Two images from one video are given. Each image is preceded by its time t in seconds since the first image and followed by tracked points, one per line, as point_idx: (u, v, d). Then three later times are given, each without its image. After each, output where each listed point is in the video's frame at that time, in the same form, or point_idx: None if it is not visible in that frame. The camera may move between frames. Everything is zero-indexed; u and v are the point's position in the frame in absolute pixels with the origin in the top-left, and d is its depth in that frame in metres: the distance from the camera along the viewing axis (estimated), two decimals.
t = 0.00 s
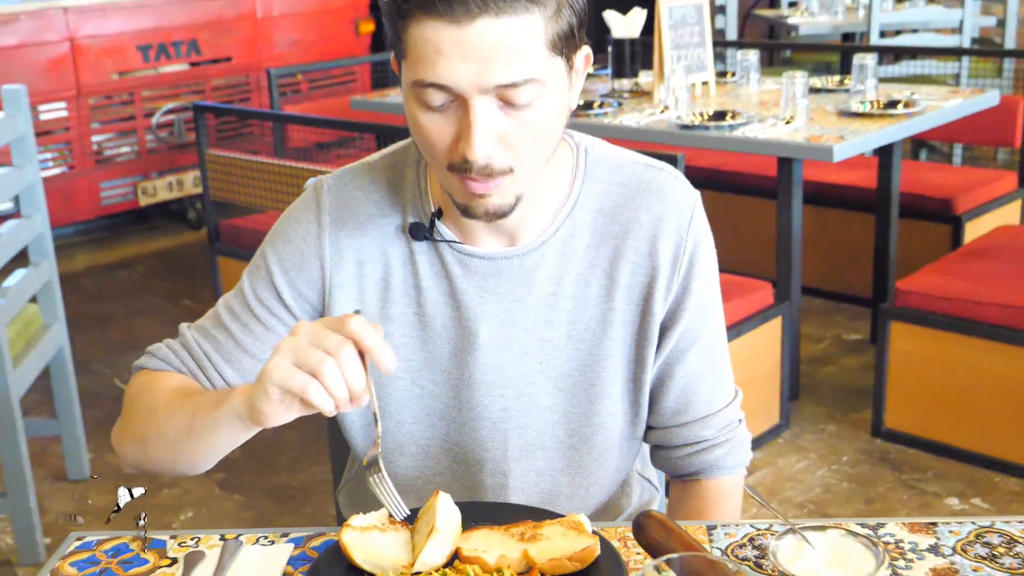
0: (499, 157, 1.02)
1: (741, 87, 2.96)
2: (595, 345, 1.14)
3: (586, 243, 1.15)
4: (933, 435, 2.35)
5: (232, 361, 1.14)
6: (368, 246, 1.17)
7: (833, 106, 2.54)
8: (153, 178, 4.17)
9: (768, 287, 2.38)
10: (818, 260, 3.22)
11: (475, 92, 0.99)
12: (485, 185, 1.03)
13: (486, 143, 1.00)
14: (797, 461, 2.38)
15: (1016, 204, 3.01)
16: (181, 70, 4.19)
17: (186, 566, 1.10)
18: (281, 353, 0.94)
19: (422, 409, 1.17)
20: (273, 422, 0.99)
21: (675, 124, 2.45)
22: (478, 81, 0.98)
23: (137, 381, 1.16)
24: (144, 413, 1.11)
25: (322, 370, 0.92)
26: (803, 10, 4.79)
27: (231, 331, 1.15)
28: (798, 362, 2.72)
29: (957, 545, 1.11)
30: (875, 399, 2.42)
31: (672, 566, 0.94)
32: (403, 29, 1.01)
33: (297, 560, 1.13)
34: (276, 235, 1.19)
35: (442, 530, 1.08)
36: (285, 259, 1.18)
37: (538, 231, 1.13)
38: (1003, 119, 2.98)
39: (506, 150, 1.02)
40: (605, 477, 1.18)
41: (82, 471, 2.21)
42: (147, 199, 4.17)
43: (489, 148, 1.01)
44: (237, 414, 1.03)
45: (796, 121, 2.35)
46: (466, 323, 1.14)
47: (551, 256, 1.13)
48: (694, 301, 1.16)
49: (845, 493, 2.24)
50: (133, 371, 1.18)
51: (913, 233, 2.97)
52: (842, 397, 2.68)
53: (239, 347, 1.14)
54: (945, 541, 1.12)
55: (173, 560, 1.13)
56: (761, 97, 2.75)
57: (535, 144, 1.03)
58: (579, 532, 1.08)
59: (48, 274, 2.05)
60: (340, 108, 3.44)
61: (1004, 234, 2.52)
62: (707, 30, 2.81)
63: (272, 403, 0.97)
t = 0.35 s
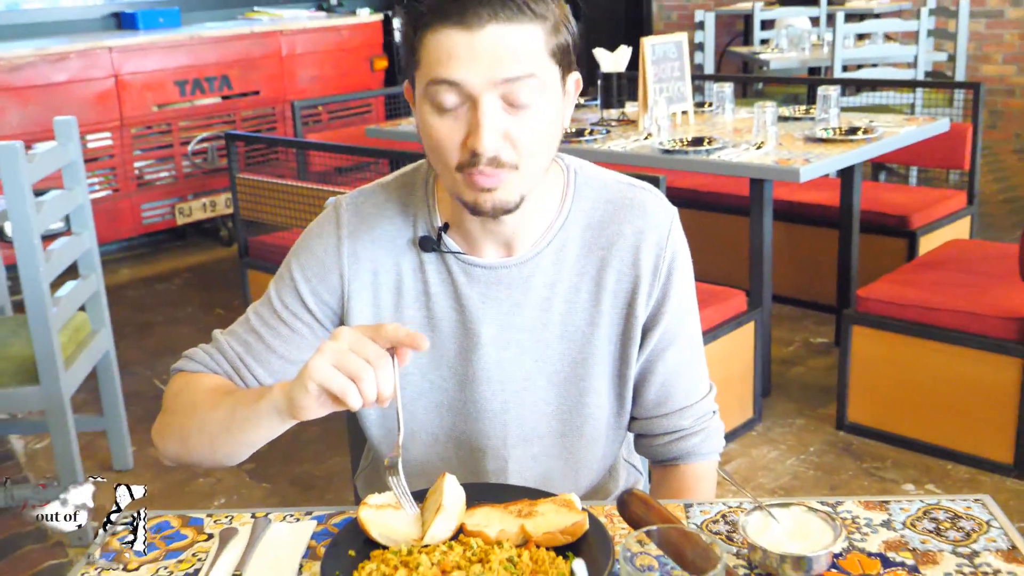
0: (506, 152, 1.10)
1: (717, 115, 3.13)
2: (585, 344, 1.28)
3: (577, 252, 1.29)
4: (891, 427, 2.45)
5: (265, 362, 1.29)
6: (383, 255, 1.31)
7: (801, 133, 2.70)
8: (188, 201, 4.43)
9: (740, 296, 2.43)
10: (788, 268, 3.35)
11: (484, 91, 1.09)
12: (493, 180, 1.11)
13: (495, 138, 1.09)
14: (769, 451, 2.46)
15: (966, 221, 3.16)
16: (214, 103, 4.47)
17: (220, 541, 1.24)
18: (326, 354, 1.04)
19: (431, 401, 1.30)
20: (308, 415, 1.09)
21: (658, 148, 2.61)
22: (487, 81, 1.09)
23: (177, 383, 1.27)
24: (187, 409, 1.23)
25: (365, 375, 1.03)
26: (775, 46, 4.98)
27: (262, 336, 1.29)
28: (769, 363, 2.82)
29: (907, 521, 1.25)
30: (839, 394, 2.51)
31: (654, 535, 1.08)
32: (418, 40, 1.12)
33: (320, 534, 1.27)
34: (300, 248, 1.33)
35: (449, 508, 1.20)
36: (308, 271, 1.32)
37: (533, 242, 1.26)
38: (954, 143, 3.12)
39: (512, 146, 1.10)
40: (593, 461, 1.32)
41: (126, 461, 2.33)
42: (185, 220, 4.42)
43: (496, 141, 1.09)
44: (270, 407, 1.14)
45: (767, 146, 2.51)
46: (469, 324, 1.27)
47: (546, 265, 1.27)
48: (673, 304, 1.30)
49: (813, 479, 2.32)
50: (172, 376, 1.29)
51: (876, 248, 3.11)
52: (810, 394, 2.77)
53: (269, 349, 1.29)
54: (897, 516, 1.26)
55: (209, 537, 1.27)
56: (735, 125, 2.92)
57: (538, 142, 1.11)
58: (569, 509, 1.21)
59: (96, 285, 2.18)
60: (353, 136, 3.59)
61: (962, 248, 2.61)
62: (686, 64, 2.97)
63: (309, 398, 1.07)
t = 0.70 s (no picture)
0: (522, 119, 1.23)
1: (700, 133, 3.32)
2: (581, 324, 1.42)
3: (576, 244, 1.42)
4: (857, 412, 2.58)
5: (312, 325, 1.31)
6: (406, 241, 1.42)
7: (775, 149, 2.89)
8: (227, 211, 4.72)
9: (721, 295, 2.61)
10: (762, 269, 3.53)
11: (499, 67, 1.24)
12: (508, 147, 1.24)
13: (511, 105, 1.23)
14: (746, 434, 2.59)
15: (922, 228, 3.37)
16: (251, 124, 4.77)
17: (262, 505, 1.37)
18: (382, 256, 1.01)
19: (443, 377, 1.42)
20: (366, 324, 1.05)
21: (647, 163, 2.79)
22: (502, 58, 1.24)
23: (223, 355, 1.25)
24: (235, 370, 1.20)
25: (421, 273, 1.01)
26: (751, 72, 5.21)
27: (308, 302, 1.32)
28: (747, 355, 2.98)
29: (869, 489, 1.36)
30: (810, 380, 2.65)
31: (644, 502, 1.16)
32: (439, 29, 1.28)
33: (349, 501, 1.40)
34: (336, 231, 1.41)
35: (464, 475, 1.32)
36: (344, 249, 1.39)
37: (538, 232, 1.39)
38: (913, 158, 3.32)
39: (526, 114, 1.23)
40: (588, 432, 1.47)
41: (172, 443, 2.49)
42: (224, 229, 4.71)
43: (513, 110, 1.23)
44: (327, 344, 1.12)
45: (745, 160, 2.70)
46: (480, 307, 1.39)
47: (548, 253, 1.39)
48: (659, 290, 1.45)
49: (786, 458, 2.45)
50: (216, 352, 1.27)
51: (842, 253, 3.28)
52: (783, 384, 2.93)
53: (317, 312, 1.32)
54: (859, 485, 1.38)
55: (251, 503, 1.40)
56: (716, 142, 3.11)
57: (547, 114, 1.25)
58: (569, 477, 1.33)
59: (145, 286, 2.37)
60: (375, 155, 3.80)
61: (918, 253, 2.78)
62: (672, 88, 3.16)
63: (365, 303, 1.04)
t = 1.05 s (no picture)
0: (526, 127, 1.36)
1: (690, 145, 3.46)
2: (582, 320, 1.54)
3: (578, 245, 1.54)
4: (838, 405, 2.70)
5: (338, 319, 1.43)
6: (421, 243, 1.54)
7: (759, 159, 3.03)
8: (247, 218, 4.87)
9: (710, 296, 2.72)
10: (748, 270, 3.66)
11: (507, 77, 1.36)
12: (513, 152, 1.37)
13: (517, 113, 1.35)
14: (734, 425, 2.70)
15: (898, 234, 3.49)
16: (269, 136, 4.91)
17: (285, 486, 1.43)
18: (410, 256, 1.13)
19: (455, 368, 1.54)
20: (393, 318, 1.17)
21: (640, 172, 2.93)
22: (509, 68, 1.36)
23: (256, 348, 1.37)
24: (270, 363, 1.31)
25: (444, 272, 1.12)
26: (738, 88, 5.37)
27: (333, 298, 1.45)
28: (735, 352, 3.09)
29: (847, 472, 1.41)
30: (794, 375, 2.77)
31: (635, 480, 1.12)
32: (454, 40, 1.41)
33: (365, 482, 1.46)
34: (358, 233, 1.53)
35: (472, 458, 1.38)
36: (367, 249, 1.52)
37: (543, 234, 1.51)
38: (887, 167, 3.44)
39: (530, 121, 1.36)
40: (589, 419, 1.59)
41: (198, 433, 2.61)
42: (244, 235, 4.84)
43: (518, 117, 1.35)
44: (356, 338, 1.23)
45: (732, 169, 2.83)
46: (490, 303, 1.51)
47: (552, 255, 1.51)
48: (655, 288, 1.57)
49: (770, 447, 2.55)
50: (249, 344, 1.39)
51: (824, 256, 3.41)
52: (769, 378, 3.05)
53: (342, 307, 1.44)
54: (838, 468, 1.43)
55: (275, 485, 1.46)
56: (705, 153, 3.24)
57: (550, 122, 1.38)
58: (568, 461, 1.38)
59: (171, 287, 2.49)
60: (386, 165, 3.97)
61: (895, 257, 2.90)
62: (664, 102, 3.28)
63: (393, 299, 1.16)
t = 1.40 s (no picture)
0: (532, 128, 1.41)
1: (692, 149, 3.51)
2: (587, 319, 1.58)
3: (583, 246, 1.58)
4: (836, 402, 2.74)
5: (354, 317, 1.48)
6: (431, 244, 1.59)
7: (761, 163, 3.08)
8: (261, 219, 4.93)
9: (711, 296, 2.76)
10: (747, 271, 3.71)
11: (514, 80, 1.42)
12: (520, 150, 1.42)
13: (523, 113, 1.40)
14: (735, 422, 2.75)
15: (894, 236, 3.54)
16: (283, 140, 4.96)
17: (300, 477, 1.43)
18: (427, 252, 1.19)
19: (463, 365, 1.58)
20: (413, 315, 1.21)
21: (644, 175, 2.98)
22: (516, 72, 1.41)
23: (276, 346, 1.41)
24: (289, 361, 1.35)
25: (460, 266, 1.17)
26: (738, 94, 5.42)
27: (349, 298, 1.50)
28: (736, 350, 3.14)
29: (843, 464, 1.46)
30: (793, 374, 2.82)
31: (639, 472, 1.13)
32: (463, 44, 1.46)
33: (377, 474, 1.47)
34: (370, 235, 1.58)
35: (480, 451, 1.37)
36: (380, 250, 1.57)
37: (549, 235, 1.54)
38: (884, 172, 3.50)
39: (536, 122, 1.41)
40: (594, 414, 1.63)
41: (212, 428, 2.68)
42: (258, 236, 4.90)
43: (524, 117, 1.40)
44: (376, 336, 1.27)
45: (733, 173, 2.89)
46: (498, 302, 1.55)
47: (558, 255, 1.55)
48: (658, 287, 1.61)
49: (770, 443, 2.59)
50: (268, 344, 1.44)
51: (822, 258, 3.46)
52: (769, 376, 3.10)
53: (357, 307, 1.49)
54: (835, 461, 1.47)
55: (290, 476, 1.47)
56: (707, 157, 3.30)
57: (556, 122, 1.43)
58: (573, 451, 1.39)
59: (188, 286, 2.54)
60: (392, 167, 4.03)
61: (892, 259, 2.95)
62: (667, 108, 3.34)
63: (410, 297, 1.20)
